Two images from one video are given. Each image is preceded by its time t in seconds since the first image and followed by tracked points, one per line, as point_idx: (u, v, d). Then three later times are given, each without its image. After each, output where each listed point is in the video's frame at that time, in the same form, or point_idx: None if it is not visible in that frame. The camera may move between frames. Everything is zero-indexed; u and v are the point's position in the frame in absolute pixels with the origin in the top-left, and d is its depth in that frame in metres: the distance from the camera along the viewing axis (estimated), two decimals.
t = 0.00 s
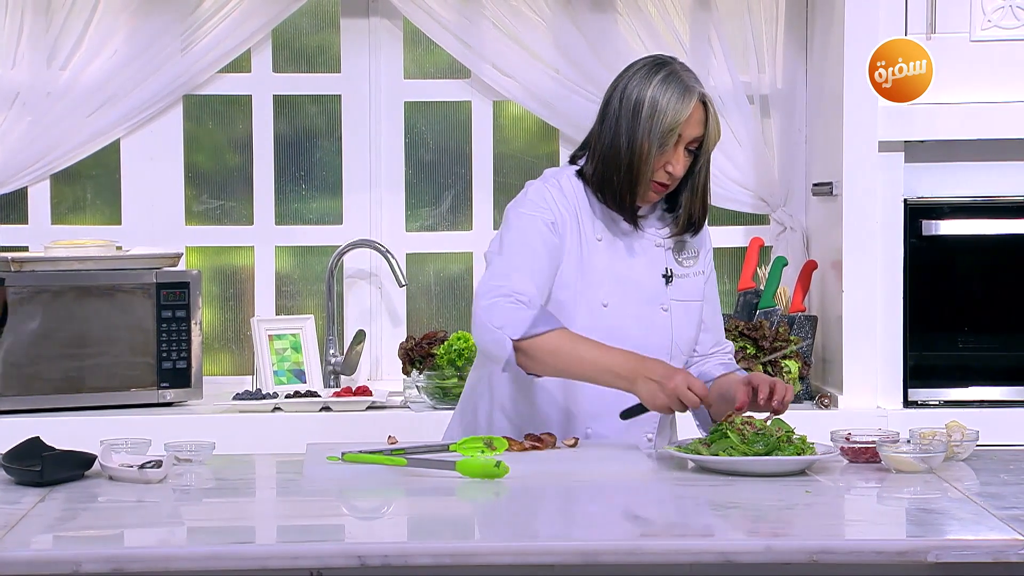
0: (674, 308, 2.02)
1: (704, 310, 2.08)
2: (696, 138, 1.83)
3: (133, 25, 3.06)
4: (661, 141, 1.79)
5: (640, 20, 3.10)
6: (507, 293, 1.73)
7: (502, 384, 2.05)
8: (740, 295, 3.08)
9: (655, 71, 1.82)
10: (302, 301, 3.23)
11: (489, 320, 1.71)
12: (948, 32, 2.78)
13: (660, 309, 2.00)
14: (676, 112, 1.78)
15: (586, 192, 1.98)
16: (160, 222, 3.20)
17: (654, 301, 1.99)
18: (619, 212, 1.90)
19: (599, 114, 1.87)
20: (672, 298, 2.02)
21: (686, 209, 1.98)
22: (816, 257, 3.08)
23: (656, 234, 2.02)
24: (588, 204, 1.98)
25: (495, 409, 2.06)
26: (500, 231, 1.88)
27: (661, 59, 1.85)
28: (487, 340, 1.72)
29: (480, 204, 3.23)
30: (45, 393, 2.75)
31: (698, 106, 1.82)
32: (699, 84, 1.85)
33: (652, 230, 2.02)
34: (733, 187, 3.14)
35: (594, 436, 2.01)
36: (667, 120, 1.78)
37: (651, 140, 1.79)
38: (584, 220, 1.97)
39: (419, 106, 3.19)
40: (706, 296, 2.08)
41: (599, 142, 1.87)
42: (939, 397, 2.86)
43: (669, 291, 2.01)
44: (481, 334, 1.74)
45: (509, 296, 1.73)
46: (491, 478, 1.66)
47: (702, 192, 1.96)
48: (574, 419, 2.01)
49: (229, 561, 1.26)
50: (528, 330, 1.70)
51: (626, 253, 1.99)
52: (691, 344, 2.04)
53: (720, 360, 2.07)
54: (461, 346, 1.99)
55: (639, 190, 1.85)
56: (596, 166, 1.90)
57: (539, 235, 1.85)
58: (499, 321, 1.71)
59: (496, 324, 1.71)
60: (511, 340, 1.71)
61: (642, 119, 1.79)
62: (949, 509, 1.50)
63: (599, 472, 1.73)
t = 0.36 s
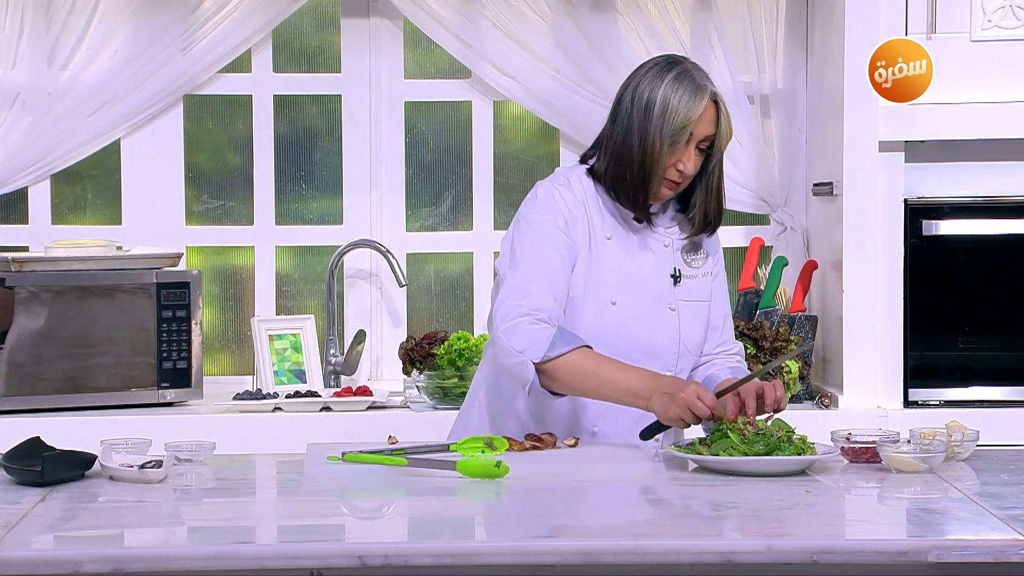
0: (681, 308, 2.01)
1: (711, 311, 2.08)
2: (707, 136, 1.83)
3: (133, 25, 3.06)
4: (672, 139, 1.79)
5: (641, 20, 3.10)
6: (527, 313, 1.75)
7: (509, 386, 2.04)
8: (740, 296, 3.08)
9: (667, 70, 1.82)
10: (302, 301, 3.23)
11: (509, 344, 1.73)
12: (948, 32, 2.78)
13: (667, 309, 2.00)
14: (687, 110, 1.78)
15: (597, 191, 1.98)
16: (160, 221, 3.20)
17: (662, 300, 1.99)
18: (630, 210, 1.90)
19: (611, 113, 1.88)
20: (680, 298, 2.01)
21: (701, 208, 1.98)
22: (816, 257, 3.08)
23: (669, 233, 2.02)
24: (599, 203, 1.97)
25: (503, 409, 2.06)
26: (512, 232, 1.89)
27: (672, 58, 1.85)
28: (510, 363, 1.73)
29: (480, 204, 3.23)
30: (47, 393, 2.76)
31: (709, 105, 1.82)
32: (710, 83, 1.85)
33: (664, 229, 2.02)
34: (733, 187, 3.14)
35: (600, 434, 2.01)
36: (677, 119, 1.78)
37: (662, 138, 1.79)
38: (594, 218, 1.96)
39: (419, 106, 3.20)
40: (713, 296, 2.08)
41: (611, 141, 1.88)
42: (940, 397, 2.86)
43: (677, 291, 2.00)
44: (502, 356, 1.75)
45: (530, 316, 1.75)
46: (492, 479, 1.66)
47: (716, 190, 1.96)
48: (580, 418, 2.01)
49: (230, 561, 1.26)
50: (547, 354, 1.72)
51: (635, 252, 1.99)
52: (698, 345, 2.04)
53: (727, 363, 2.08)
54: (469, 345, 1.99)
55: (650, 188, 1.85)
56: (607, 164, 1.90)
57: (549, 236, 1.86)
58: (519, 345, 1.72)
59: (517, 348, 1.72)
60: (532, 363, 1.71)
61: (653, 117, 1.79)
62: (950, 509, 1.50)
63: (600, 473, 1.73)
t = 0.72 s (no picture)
0: (688, 308, 2.01)
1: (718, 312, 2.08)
2: (714, 137, 1.82)
3: (134, 25, 3.06)
4: (678, 140, 1.79)
5: (641, 20, 3.10)
6: (534, 313, 1.75)
7: (515, 385, 2.03)
8: (740, 296, 3.08)
9: (675, 70, 1.82)
10: (303, 301, 3.23)
11: (519, 345, 1.73)
12: (948, 32, 2.78)
13: (674, 309, 2.00)
14: (693, 111, 1.78)
15: (606, 190, 1.98)
16: (161, 221, 3.20)
17: (669, 301, 1.99)
18: (637, 209, 1.90)
19: (620, 111, 1.88)
20: (687, 298, 2.01)
21: (705, 208, 1.98)
22: (816, 257, 3.08)
23: (675, 233, 2.02)
24: (607, 203, 1.97)
25: (509, 407, 2.06)
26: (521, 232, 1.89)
27: (681, 58, 1.84)
28: (519, 363, 1.74)
29: (480, 203, 3.23)
30: (47, 393, 2.76)
31: (716, 106, 1.81)
32: (719, 84, 1.84)
33: (671, 229, 2.02)
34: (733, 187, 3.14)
35: (606, 434, 2.01)
36: (684, 119, 1.78)
37: (668, 139, 1.79)
38: (601, 218, 1.96)
39: (419, 106, 3.20)
40: (720, 297, 2.08)
41: (619, 140, 1.88)
42: (940, 397, 2.86)
43: (684, 291, 2.00)
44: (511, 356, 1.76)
45: (536, 316, 1.75)
46: (493, 479, 1.66)
47: (720, 191, 1.96)
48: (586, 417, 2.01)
49: (231, 561, 1.26)
50: (557, 353, 1.73)
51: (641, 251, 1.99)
52: (704, 346, 2.04)
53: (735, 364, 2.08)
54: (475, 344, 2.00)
55: (657, 188, 1.85)
56: (615, 162, 1.90)
57: (558, 236, 1.86)
58: (530, 345, 1.73)
59: (525, 348, 1.73)
60: (542, 362, 1.73)
61: (660, 117, 1.79)
62: (950, 509, 1.50)
63: (600, 472, 1.73)
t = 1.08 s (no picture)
0: (693, 310, 2.01)
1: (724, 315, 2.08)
2: (715, 135, 1.82)
3: (134, 25, 3.06)
4: (678, 138, 1.79)
5: (641, 20, 3.10)
6: (535, 311, 1.75)
7: (518, 383, 2.04)
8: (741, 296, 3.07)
9: (674, 69, 1.82)
10: (303, 301, 3.23)
11: (520, 342, 1.73)
12: (948, 32, 2.78)
13: (678, 310, 1.99)
14: (692, 110, 1.78)
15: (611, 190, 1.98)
16: (160, 221, 3.20)
17: (674, 302, 1.99)
18: (640, 209, 1.91)
19: (622, 112, 1.88)
20: (692, 300, 2.01)
21: (714, 206, 1.97)
22: (816, 257, 3.09)
23: (681, 233, 2.01)
24: (613, 203, 1.97)
25: (512, 404, 2.06)
26: (526, 231, 1.89)
27: (682, 57, 1.84)
28: (520, 359, 1.74)
29: (480, 203, 3.23)
30: (47, 393, 2.76)
31: (715, 104, 1.81)
32: (719, 82, 1.84)
33: (677, 229, 2.01)
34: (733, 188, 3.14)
35: (609, 435, 2.01)
36: (683, 118, 1.78)
37: (668, 138, 1.79)
38: (606, 219, 1.96)
39: (420, 106, 3.20)
40: (726, 300, 2.08)
41: (621, 140, 1.88)
42: (940, 397, 2.86)
43: (689, 293, 2.00)
44: (512, 353, 1.76)
45: (538, 313, 1.75)
46: (493, 479, 1.66)
47: (728, 189, 1.95)
48: (588, 416, 2.00)
49: (231, 560, 1.26)
50: (557, 349, 1.71)
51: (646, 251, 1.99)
52: (710, 348, 2.03)
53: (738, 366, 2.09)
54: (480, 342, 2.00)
55: (659, 187, 1.85)
56: (618, 163, 1.91)
57: (563, 236, 1.86)
58: (531, 341, 1.72)
59: (527, 345, 1.73)
60: (543, 359, 1.72)
61: (660, 117, 1.80)
62: (950, 509, 1.50)
63: (601, 473, 1.73)
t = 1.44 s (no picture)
0: (694, 308, 2.01)
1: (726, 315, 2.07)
2: (709, 134, 1.82)
3: (134, 25, 3.06)
4: (670, 138, 1.79)
5: (641, 20, 3.10)
6: (513, 300, 1.75)
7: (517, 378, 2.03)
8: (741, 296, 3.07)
9: (668, 69, 1.82)
10: (303, 301, 3.23)
11: (498, 331, 1.73)
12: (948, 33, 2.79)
13: (678, 308, 1.99)
14: (683, 109, 1.78)
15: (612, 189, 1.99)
16: (160, 222, 3.20)
17: (673, 299, 1.98)
18: (637, 209, 1.91)
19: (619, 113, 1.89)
20: (692, 299, 2.01)
21: (712, 204, 1.97)
22: (816, 257, 3.09)
23: (683, 230, 2.02)
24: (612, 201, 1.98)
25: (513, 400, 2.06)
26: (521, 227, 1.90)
27: (677, 57, 1.84)
28: (499, 349, 1.74)
29: (480, 203, 3.23)
30: (47, 393, 2.76)
31: (708, 102, 1.80)
32: (714, 81, 1.83)
33: (678, 227, 2.01)
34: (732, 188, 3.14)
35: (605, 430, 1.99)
36: (675, 118, 1.78)
37: (661, 138, 1.79)
38: (604, 217, 1.96)
39: (419, 106, 3.20)
40: (729, 300, 2.07)
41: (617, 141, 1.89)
42: (941, 397, 2.86)
43: (689, 290, 2.00)
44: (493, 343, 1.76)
45: (516, 303, 1.75)
46: (492, 479, 1.66)
47: (726, 188, 1.96)
48: (585, 411, 2.00)
49: (232, 560, 1.26)
50: (534, 335, 1.71)
51: (645, 248, 1.99)
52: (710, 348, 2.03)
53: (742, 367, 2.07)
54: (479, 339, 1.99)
55: (654, 187, 1.85)
56: (615, 164, 1.91)
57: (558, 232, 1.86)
58: (507, 331, 1.73)
59: (504, 334, 1.73)
60: (519, 348, 1.72)
61: (652, 117, 1.80)
62: (950, 509, 1.50)
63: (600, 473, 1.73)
